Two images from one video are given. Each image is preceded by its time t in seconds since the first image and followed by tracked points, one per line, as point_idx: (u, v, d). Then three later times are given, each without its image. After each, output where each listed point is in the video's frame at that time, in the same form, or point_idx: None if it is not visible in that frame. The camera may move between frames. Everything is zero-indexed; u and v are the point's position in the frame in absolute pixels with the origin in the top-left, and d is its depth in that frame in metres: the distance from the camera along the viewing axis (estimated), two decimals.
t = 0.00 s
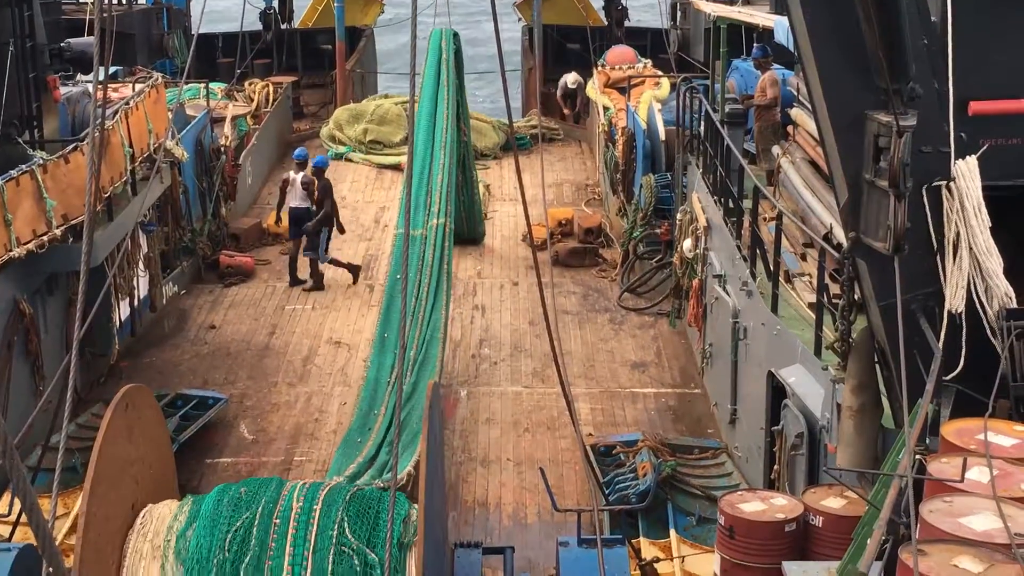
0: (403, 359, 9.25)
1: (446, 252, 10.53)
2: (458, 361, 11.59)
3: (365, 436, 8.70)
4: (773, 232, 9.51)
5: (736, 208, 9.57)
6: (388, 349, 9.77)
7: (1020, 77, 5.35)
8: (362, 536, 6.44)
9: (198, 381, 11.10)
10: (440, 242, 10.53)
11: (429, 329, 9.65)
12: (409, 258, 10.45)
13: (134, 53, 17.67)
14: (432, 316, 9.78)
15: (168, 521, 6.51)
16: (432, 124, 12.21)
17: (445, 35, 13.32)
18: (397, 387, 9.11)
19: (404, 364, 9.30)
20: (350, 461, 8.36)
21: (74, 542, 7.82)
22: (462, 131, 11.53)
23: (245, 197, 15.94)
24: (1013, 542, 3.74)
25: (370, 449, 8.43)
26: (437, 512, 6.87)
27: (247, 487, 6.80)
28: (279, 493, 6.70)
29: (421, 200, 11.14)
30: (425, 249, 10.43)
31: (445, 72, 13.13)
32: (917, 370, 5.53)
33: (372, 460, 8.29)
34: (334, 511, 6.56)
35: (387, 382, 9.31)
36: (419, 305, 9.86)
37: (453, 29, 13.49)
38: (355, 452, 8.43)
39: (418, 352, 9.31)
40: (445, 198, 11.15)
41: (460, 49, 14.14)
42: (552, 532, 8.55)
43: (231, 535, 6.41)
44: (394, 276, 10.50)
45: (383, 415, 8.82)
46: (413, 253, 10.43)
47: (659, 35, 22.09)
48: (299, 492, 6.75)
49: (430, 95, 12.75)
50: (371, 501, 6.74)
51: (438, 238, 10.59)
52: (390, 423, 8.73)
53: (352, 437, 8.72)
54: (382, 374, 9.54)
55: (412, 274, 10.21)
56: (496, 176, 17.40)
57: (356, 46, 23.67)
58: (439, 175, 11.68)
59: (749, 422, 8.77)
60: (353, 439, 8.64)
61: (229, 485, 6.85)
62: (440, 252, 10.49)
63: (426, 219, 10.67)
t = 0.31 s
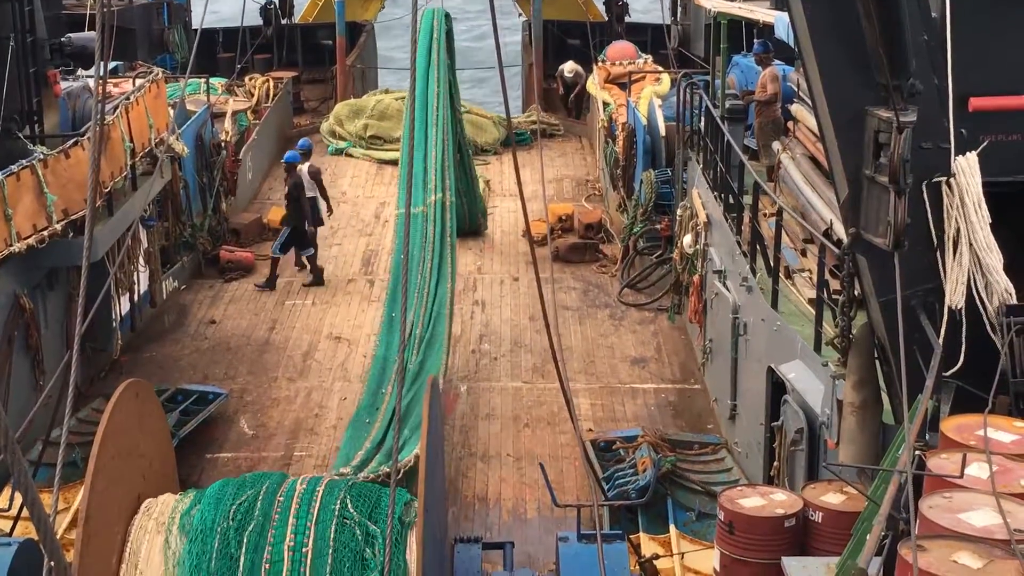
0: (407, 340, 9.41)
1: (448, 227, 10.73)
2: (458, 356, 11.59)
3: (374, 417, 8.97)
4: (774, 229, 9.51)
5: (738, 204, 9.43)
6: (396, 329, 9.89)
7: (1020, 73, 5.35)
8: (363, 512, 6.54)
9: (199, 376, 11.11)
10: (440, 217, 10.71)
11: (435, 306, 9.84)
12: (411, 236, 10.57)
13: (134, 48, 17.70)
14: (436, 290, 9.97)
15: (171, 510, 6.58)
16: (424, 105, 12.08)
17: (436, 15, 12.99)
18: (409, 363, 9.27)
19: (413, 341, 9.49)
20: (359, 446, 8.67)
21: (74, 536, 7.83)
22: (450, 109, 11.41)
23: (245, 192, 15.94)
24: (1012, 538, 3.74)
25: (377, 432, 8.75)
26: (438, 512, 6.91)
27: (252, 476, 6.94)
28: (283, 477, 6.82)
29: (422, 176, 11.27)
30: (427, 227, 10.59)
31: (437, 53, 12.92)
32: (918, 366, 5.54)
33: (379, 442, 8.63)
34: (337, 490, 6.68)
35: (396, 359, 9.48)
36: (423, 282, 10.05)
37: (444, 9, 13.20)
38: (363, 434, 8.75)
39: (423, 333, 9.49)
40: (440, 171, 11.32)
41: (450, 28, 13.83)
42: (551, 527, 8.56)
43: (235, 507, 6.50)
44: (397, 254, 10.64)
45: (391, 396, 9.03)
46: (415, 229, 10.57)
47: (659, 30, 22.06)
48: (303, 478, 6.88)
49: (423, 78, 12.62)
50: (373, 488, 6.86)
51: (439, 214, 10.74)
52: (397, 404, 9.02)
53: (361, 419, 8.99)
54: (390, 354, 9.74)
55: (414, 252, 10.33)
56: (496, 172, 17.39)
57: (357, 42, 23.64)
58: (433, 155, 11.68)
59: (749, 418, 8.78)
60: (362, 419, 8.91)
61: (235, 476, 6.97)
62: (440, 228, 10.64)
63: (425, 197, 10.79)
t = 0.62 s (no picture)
0: (407, 330, 9.41)
1: (443, 215, 10.69)
2: (458, 353, 11.60)
3: (380, 414, 8.98)
4: (773, 226, 9.51)
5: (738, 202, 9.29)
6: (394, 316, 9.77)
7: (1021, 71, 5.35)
8: (365, 493, 6.75)
9: (199, 372, 11.11)
10: (435, 206, 10.68)
11: (432, 293, 9.82)
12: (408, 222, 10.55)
13: (135, 44, 17.70)
14: (432, 278, 9.95)
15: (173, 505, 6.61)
16: (426, 93, 12.00)
17: (444, 5, 12.93)
18: (410, 354, 9.27)
19: (412, 332, 9.48)
20: (365, 444, 8.70)
21: (74, 533, 7.84)
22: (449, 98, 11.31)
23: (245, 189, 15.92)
24: (1012, 536, 3.75)
25: (383, 428, 8.78)
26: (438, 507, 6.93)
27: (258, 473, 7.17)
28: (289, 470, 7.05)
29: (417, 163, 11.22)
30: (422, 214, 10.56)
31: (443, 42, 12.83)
32: (918, 364, 5.55)
33: (384, 438, 8.67)
34: (340, 476, 6.91)
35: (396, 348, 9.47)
36: (420, 267, 10.01)
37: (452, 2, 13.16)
38: (371, 432, 8.79)
39: (422, 321, 9.52)
40: (436, 161, 11.27)
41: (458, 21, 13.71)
42: (551, 524, 8.57)
43: (239, 487, 6.71)
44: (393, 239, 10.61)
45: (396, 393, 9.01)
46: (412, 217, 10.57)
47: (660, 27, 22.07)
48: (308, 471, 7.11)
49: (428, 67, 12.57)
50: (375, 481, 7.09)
51: (434, 203, 10.71)
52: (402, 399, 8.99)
53: (368, 416, 8.99)
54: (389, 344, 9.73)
55: (410, 239, 10.30)
56: (496, 169, 17.39)
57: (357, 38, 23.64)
58: (432, 143, 11.60)
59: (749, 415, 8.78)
60: (368, 418, 8.91)
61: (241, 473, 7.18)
62: (435, 216, 10.60)
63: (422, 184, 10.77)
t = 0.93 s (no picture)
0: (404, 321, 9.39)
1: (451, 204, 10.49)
2: (458, 350, 11.60)
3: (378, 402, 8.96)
4: (773, 222, 9.50)
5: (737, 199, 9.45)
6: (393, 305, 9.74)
7: (1021, 67, 5.35)
8: (365, 481, 6.94)
9: (198, 368, 11.12)
10: (443, 196, 10.47)
11: (432, 285, 9.74)
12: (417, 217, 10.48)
13: (135, 40, 17.69)
14: (434, 271, 9.83)
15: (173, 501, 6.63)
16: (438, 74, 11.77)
17: None
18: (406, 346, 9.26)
19: (410, 324, 9.50)
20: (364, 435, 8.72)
21: (73, 529, 7.84)
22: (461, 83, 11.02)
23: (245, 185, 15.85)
24: (1011, 533, 3.75)
25: (382, 417, 8.75)
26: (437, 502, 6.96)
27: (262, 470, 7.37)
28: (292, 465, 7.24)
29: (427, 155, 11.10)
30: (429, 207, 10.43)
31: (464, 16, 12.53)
32: (917, 361, 5.56)
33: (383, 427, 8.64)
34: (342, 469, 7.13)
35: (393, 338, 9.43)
36: (422, 257, 9.91)
37: None
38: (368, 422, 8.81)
39: (421, 312, 9.51)
40: (448, 150, 11.00)
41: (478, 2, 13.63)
42: (550, 520, 8.58)
43: (243, 472, 6.86)
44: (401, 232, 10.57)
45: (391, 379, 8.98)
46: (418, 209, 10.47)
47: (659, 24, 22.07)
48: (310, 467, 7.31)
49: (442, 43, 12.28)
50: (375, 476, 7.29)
51: (442, 192, 10.52)
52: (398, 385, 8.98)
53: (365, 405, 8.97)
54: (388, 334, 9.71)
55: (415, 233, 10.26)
56: (496, 166, 17.40)
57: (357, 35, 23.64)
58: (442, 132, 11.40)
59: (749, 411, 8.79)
60: (365, 407, 8.93)
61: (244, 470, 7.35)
62: (443, 205, 10.43)
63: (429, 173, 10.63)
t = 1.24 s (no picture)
0: (410, 310, 9.57)
1: (461, 189, 10.85)
2: (459, 347, 11.60)
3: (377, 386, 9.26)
4: (773, 221, 9.50)
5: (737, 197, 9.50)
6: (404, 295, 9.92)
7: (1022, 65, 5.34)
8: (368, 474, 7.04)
9: (199, 365, 11.13)
10: (453, 181, 10.86)
11: (441, 276, 9.88)
12: (426, 199, 10.83)
13: (136, 37, 17.69)
14: (444, 261, 10.01)
15: (173, 500, 6.61)
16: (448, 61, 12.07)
17: None
18: (412, 334, 9.44)
19: (417, 313, 9.62)
20: (357, 416, 9.08)
21: (74, 525, 7.86)
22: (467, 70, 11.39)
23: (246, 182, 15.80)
24: (1011, 531, 3.76)
25: (378, 401, 9.15)
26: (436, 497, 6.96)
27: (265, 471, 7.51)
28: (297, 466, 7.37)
29: (438, 142, 11.52)
30: (439, 192, 10.78)
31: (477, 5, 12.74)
32: (917, 359, 5.56)
33: (379, 414, 9.03)
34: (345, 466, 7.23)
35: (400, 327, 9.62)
36: (433, 246, 10.13)
37: None
38: (364, 404, 9.13)
39: (430, 302, 9.65)
40: (458, 135, 11.45)
41: None
42: (550, 517, 8.58)
43: (247, 462, 6.98)
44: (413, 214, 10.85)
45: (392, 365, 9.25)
46: (429, 196, 10.83)
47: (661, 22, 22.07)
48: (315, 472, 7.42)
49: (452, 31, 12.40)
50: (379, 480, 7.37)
51: (452, 178, 10.89)
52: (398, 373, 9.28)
53: (364, 389, 9.32)
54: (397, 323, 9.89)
55: (426, 222, 10.50)
56: (497, 163, 17.39)
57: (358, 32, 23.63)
58: (452, 118, 11.83)
59: (749, 409, 8.79)
60: (363, 391, 9.26)
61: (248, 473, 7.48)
62: (453, 191, 10.78)
63: (439, 160, 10.99)
